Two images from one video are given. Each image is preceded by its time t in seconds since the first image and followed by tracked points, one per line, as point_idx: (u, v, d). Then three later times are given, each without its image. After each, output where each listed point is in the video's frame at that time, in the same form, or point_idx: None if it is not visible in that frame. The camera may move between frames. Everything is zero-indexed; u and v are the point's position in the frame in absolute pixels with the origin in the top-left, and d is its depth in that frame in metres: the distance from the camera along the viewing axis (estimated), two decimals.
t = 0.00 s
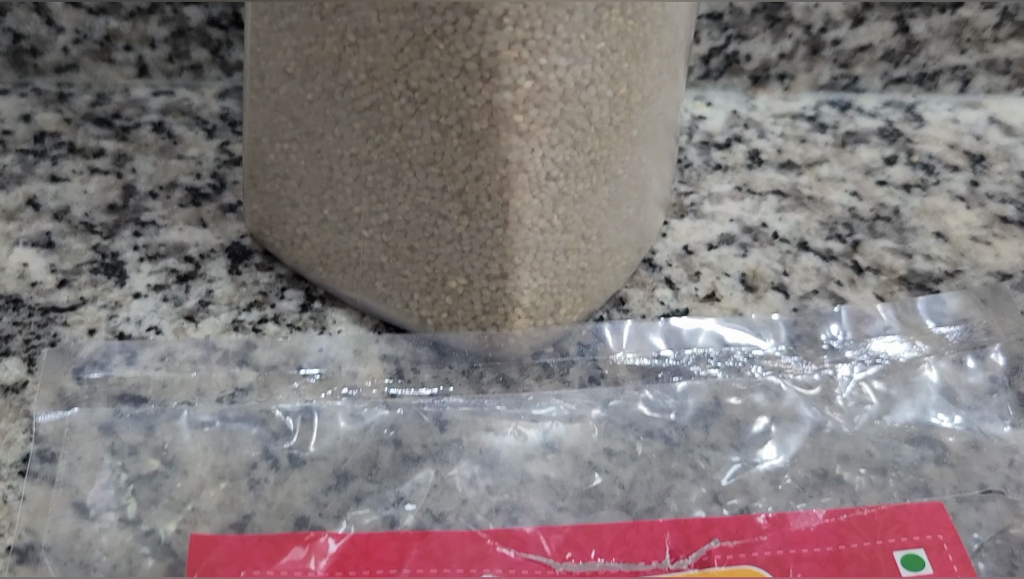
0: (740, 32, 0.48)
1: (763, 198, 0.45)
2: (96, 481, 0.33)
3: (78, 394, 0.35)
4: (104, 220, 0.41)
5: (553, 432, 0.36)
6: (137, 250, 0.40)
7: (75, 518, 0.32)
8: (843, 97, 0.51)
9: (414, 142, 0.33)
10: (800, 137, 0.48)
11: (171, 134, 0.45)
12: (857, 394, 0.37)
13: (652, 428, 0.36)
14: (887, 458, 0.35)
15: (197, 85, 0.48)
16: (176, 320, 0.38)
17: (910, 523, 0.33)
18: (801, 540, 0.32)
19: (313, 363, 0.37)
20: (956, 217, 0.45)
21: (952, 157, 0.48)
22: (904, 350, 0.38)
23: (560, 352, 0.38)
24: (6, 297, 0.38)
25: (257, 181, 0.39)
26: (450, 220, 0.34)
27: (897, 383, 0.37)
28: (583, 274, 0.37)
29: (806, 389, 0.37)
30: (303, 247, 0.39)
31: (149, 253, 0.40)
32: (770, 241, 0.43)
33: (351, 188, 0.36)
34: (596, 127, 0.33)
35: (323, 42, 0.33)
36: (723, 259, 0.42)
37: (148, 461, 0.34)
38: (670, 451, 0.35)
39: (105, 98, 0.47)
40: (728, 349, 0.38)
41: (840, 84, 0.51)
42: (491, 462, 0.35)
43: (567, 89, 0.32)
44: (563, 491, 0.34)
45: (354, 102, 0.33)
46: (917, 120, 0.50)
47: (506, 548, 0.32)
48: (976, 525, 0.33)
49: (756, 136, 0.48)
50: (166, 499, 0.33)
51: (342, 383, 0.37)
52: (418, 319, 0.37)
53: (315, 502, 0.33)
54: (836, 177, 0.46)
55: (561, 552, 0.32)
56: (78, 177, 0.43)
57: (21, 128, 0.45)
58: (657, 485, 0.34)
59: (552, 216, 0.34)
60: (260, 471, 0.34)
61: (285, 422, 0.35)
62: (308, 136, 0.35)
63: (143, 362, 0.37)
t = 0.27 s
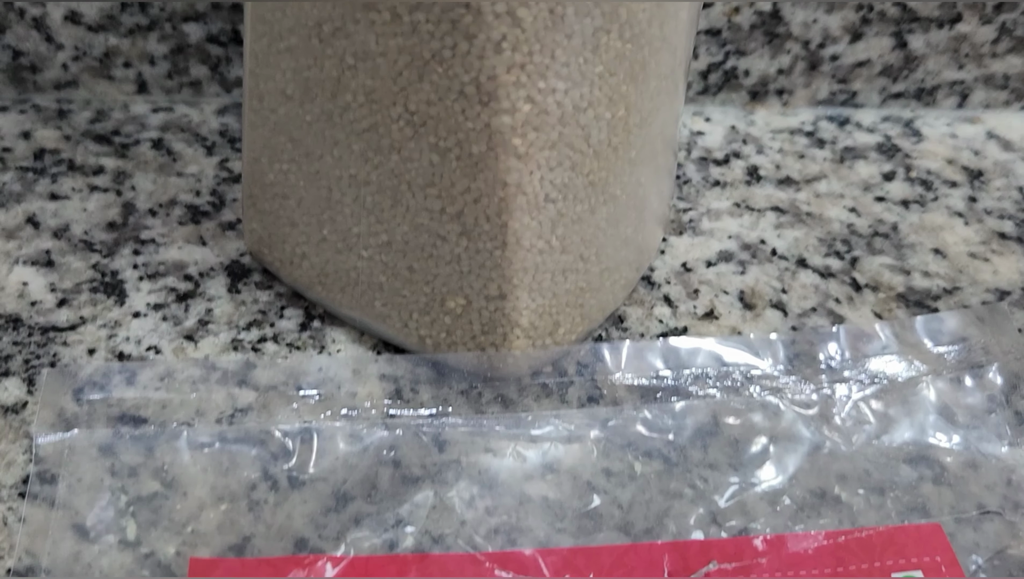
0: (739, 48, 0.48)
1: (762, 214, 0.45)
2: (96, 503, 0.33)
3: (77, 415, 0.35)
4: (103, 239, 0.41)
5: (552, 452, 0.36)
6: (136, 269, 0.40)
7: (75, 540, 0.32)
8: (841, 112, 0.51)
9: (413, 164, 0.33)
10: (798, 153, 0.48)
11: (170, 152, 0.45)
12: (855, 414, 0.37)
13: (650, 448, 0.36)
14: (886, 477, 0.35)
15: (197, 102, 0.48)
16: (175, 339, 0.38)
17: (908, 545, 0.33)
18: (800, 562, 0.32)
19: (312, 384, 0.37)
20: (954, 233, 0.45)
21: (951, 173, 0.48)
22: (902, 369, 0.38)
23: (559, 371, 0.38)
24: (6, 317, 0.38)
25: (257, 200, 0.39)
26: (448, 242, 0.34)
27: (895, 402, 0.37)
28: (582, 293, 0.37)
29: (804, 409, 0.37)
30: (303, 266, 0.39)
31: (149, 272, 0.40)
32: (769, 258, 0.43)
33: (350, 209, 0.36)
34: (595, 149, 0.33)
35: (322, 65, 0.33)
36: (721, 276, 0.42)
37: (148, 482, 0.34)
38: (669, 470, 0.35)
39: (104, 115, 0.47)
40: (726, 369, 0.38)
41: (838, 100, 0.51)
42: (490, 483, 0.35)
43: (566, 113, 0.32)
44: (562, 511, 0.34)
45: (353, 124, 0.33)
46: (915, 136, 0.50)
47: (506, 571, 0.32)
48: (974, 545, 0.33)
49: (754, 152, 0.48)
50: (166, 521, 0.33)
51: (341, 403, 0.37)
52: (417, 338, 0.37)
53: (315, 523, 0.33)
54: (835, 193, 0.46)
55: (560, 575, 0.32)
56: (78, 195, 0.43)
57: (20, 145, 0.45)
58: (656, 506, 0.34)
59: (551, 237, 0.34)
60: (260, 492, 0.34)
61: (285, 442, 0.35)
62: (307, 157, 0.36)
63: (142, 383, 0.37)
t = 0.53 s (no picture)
0: (737, 69, 0.48)
1: (760, 236, 0.45)
2: (97, 530, 0.33)
3: (76, 440, 0.35)
4: (103, 262, 0.41)
5: (550, 478, 0.36)
6: (136, 293, 0.40)
7: (75, 567, 0.32)
8: (839, 132, 0.51)
9: (412, 193, 0.33)
10: (796, 173, 0.49)
11: (170, 173, 0.46)
12: (852, 440, 0.37)
13: (648, 473, 0.36)
14: (883, 502, 0.35)
15: (196, 123, 0.48)
16: (175, 363, 0.38)
17: (904, 571, 0.33)
18: None
19: (311, 409, 0.37)
20: (952, 254, 0.45)
21: (948, 193, 0.48)
22: (899, 394, 0.38)
23: (557, 395, 0.38)
24: (6, 342, 0.38)
25: (256, 225, 0.39)
26: (447, 269, 0.35)
27: (892, 427, 0.37)
28: (580, 319, 0.37)
29: (801, 434, 0.37)
30: (302, 290, 0.39)
31: (148, 295, 0.40)
32: (766, 280, 0.43)
33: (349, 235, 0.36)
34: (592, 178, 0.33)
35: (321, 95, 0.33)
36: (719, 299, 0.42)
37: (148, 509, 0.34)
38: (666, 495, 0.35)
39: (104, 137, 0.47)
40: (724, 394, 0.38)
41: (836, 119, 0.51)
42: (488, 509, 0.35)
43: (564, 143, 0.32)
44: (559, 538, 0.34)
45: (352, 153, 0.34)
46: (912, 155, 0.50)
47: None
48: (970, 570, 0.33)
49: (752, 173, 0.49)
50: (166, 548, 0.33)
51: (340, 428, 0.37)
52: (416, 363, 0.37)
53: (314, 549, 0.33)
54: (832, 214, 0.47)
55: None
56: (78, 218, 0.43)
57: (21, 168, 0.45)
58: (653, 531, 0.34)
59: (549, 264, 0.34)
60: (259, 518, 0.34)
61: (285, 468, 0.35)
62: (306, 184, 0.36)
63: (142, 408, 0.37)
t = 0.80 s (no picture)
0: (735, 85, 0.48)
1: (757, 252, 0.45)
2: (96, 551, 0.33)
3: (76, 460, 0.35)
4: (103, 280, 0.42)
5: (549, 498, 0.36)
6: (136, 311, 0.41)
7: None
8: (836, 147, 0.52)
9: (410, 216, 0.34)
10: (793, 189, 0.49)
11: (169, 190, 0.46)
12: (850, 459, 0.37)
13: (646, 492, 0.36)
14: (880, 521, 0.35)
15: (195, 139, 0.49)
16: (174, 383, 0.38)
17: None
18: None
19: (310, 429, 0.37)
20: (949, 270, 0.45)
21: (945, 209, 0.48)
22: (896, 414, 0.38)
23: (555, 414, 0.38)
24: (6, 361, 0.38)
25: (255, 245, 0.39)
26: (445, 291, 0.35)
27: (889, 446, 0.37)
28: (578, 339, 0.37)
29: (798, 453, 0.37)
30: (300, 310, 0.39)
31: (148, 313, 0.41)
32: (764, 297, 0.43)
33: (347, 256, 0.36)
34: (590, 201, 0.34)
35: (320, 118, 0.33)
36: (717, 316, 0.42)
37: (148, 530, 0.34)
38: (664, 514, 0.35)
39: (103, 153, 0.48)
40: (721, 414, 0.38)
41: (833, 135, 0.51)
42: (486, 529, 0.35)
43: (561, 167, 0.32)
44: (557, 558, 0.34)
45: (350, 175, 0.34)
46: (910, 170, 0.51)
47: None
48: None
49: (749, 189, 0.49)
50: (165, 569, 0.33)
51: (339, 447, 0.37)
52: (414, 383, 0.38)
53: (312, 570, 0.33)
54: (830, 231, 0.47)
55: None
56: (77, 235, 0.43)
57: (20, 185, 0.45)
58: (651, 551, 0.34)
59: (547, 286, 0.35)
60: (258, 539, 0.34)
61: (283, 488, 0.35)
62: (305, 206, 0.36)
63: (142, 428, 0.37)
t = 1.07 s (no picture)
0: (732, 95, 0.48)
1: (755, 263, 0.46)
2: (94, 565, 0.33)
3: (74, 473, 0.35)
4: (101, 291, 0.42)
5: (547, 511, 0.36)
6: (134, 323, 0.41)
7: None
8: (834, 156, 0.52)
9: (408, 230, 0.34)
10: (791, 199, 0.49)
11: (168, 201, 0.46)
12: (847, 472, 0.37)
13: (643, 505, 0.36)
14: (877, 534, 0.35)
15: (194, 150, 0.49)
16: (173, 395, 0.38)
17: None
18: None
19: (308, 442, 0.37)
20: (947, 280, 0.45)
21: (943, 219, 0.48)
22: (894, 427, 0.38)
23: (552, 426, 0.38)
24: (5, 373, 0.38)
25: (253, 257, 0.39)
26: (443, 304, 0.35)
27: (887, 459, 0.37)
28: (576, 351, 0.37)
29: (796, 466, 0.37)
30: (299, 322, 0.39)
31: (146, 325, 0.41)
32: (762, 308, 0.43)
33: (345, 270, 0.36)
34: (587, 215, 0.34)
35: (317, 133, 0.33)
36: (715, 327, 0.43)
37: (146, 543, 0.34)
38: (662, 527, 0.35)
39: (102, 163, 0.48)
40: (719, 426, 0.38)
41: (831, 145, 0.52)
42: (484, 542, 0.35)
43: (559, 182, 0.32)
44: (554, 571, 0.34)
45: (348, 190, 0.34)
46: (908, 180, 0.51)
47: None
48: None
49: (747, 199, 0.49)
50: None
51: (337, 460, 0.37)
52: (412, 396, 0.38)
53: None
54: (828, 241, 0.47)
55: None
56: (76, 247, 0.43)
57: (19, 196, 0.45)
58: (649, 564, 0.34)
59: (544, 300, 0.35)
60: (255, 552, 0.34)
61: (281, 501, 0.35)
62: (303, 220, 0.36)
63: (140, 440, 0.37)
